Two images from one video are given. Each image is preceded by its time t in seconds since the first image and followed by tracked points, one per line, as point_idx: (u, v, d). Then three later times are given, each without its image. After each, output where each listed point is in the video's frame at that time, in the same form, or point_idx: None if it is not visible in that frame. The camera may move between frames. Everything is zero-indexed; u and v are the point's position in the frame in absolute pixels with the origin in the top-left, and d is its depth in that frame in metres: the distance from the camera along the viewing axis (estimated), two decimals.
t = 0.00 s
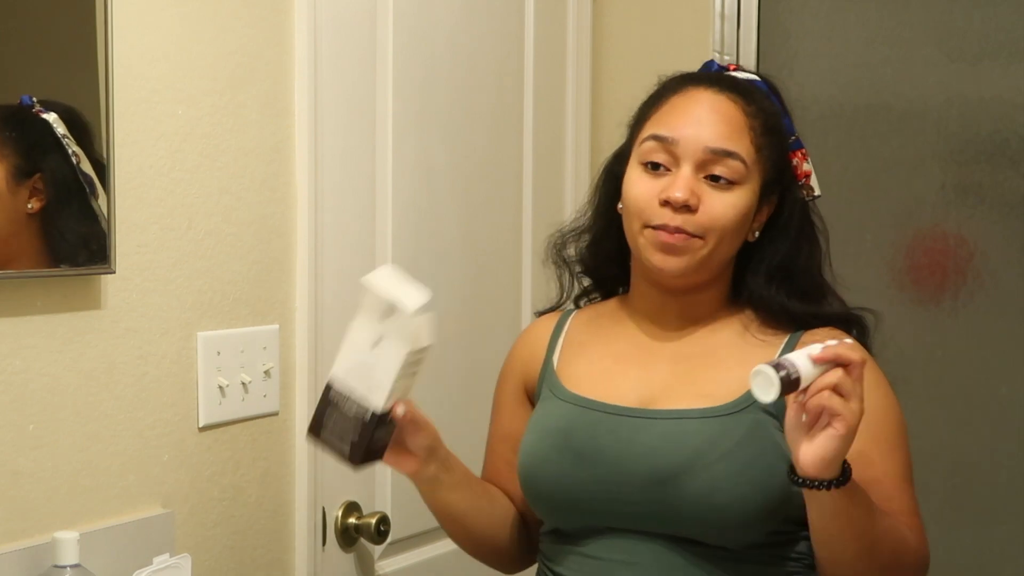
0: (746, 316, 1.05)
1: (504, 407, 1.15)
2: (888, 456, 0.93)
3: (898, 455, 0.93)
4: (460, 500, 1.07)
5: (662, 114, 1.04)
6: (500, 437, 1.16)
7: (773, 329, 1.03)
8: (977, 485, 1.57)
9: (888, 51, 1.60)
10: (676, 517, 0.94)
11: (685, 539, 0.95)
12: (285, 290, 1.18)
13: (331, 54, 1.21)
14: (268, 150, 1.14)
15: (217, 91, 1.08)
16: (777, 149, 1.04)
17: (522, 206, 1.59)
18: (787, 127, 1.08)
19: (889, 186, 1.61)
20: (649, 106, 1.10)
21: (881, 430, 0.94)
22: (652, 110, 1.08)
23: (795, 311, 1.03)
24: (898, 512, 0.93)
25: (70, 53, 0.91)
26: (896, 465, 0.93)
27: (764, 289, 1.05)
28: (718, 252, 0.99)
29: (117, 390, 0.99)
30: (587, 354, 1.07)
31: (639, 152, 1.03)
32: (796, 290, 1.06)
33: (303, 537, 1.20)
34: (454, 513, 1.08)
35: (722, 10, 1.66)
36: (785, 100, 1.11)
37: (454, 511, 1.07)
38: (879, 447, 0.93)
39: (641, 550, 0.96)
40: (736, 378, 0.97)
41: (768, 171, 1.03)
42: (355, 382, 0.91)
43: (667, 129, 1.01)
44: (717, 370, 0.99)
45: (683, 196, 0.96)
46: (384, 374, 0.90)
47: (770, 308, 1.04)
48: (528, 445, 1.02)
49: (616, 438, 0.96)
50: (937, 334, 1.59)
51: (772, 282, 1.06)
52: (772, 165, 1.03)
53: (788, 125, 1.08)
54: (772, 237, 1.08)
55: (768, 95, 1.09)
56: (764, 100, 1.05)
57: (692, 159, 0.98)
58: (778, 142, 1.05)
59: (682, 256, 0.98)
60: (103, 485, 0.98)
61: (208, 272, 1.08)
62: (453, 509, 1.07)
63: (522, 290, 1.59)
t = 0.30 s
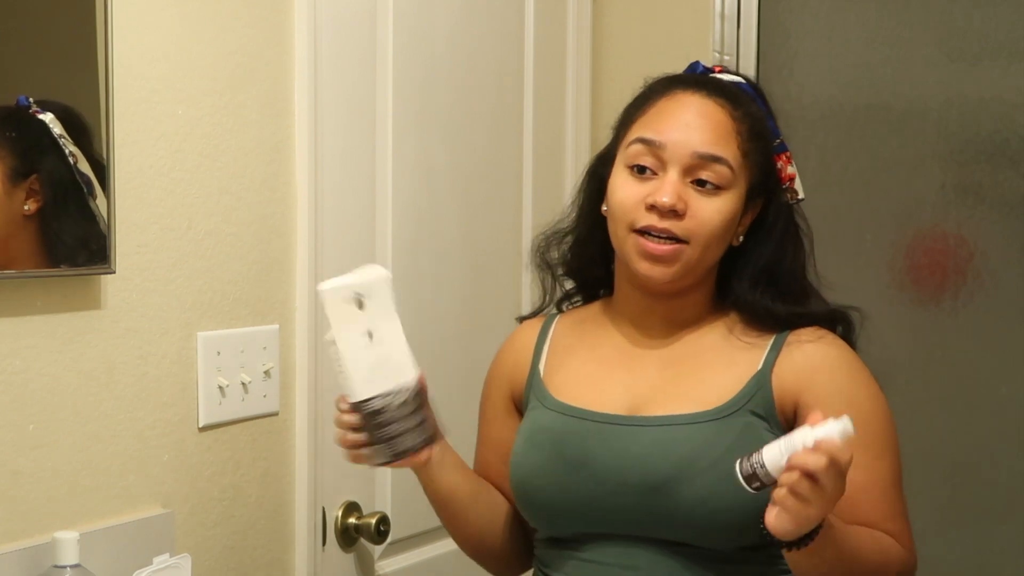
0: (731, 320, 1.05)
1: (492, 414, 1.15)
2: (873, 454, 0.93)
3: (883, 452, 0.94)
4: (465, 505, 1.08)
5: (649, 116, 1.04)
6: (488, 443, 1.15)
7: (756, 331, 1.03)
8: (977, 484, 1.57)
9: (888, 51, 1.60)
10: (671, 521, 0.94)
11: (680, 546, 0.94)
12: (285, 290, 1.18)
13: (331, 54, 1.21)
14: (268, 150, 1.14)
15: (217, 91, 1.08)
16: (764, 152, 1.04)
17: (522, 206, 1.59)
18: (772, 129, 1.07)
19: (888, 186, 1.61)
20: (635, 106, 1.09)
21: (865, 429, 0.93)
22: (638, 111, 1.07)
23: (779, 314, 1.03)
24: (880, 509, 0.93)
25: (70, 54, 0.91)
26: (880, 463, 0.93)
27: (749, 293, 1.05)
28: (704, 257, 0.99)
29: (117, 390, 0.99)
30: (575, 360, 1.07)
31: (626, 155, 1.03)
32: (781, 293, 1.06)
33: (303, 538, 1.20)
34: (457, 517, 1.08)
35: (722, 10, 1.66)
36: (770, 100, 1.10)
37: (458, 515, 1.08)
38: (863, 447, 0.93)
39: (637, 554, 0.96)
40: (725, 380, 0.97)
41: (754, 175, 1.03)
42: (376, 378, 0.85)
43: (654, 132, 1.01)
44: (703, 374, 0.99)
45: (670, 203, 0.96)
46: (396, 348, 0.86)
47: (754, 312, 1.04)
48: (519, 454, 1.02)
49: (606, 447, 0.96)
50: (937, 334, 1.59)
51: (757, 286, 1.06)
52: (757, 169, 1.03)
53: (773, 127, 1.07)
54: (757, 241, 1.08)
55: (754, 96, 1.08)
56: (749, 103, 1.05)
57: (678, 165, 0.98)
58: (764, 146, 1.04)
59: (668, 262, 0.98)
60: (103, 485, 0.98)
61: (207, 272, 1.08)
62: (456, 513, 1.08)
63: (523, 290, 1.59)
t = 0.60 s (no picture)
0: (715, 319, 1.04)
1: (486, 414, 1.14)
2: (863, 447, 0.93)
3: (874, 442, 0.93)
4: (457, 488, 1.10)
5: (619, 115, 1.04)
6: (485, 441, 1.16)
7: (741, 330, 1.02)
8: (977, 484, 1.57)
9: (888, 51, 1.60)
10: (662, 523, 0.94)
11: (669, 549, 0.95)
12: (284, 290, 1.18)
13: (331, 54, 1.21)
14: (268, 149, 1.14)
15: (217, 91, 1.08)
16: (737, 144, 1.04)
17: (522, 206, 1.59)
18: (745, 122, 1.08)
19: (888, 186, 1.61)
20: (606, 107, 1.10)
21: (856, 422, 0.93)
22: (609, 112, 1.08)
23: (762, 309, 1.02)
24: (878, 502, 0.93)
25: (70, 54, 0.91)
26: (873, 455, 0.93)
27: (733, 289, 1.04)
28: (684, 251, 0.99)
29: (117, 390, 0.99)
30: (563, 364, 1.07)
31: (598, 156, 1.03)
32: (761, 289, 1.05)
33: (303, 538, 1.20)
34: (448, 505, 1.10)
35: (722, 10, 1.66)
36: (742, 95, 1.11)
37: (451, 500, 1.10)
38: (853, 442, 0.93)
39: (621, 558, 0.96)
40: (707, 381, 0.97)
41: (728, 168, 1.03)
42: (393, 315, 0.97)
43: (624, 131, 1.01)
44: (686, 375, 0.98)
45: (643, 200, 0.96)
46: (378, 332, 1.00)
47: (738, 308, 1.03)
48: (506, 458, 1.03)
49: (586, 449, 0.96)
50: (936, 334, 1.59)
51: (739, 282, 1.05)
52: (732, 162, 1.03)
53: (745, 121, 1.08)
54: (736, 237, 1.07)
55: (725, 91, 1.09)
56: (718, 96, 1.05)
57: (651, 161, 0.98)
58: (737, 139, 1.05)
59: (646, 259, 0.98)
60: (104, 485, 0.98)
61: (208, 272, 1.08)
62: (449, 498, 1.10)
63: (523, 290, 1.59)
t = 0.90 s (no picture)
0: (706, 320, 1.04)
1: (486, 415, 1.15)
2: (850, 452, 0.92)
3: (862, 447, 0.92)
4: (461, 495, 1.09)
5: (608, 120, 1.04)
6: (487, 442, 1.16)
7: (733, 329, 1.02)
8: (978, 484, 1.57)
9: (888, 51, 1.60)
10: (652, 523, 0.94)
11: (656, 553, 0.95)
12: (284, 290, 1.18)
13: (331, 54, 1.21)
14: (268, 149, 1.14)
15: (217, 91, 1.08)
16: (728, 146, 1.04)
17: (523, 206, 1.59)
18: (741, 120, 1.07)
19: (888, 186, 1.61)
20: (598, 108, 1.10)
21: (844, 425, 0.92)
22: (600, 114, 1.08)
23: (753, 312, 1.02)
24: (863, 509, 0.92)
25: (70, 53, 0.91)
26: (860, 461, 0.92)
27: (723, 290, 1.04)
28: (673, 257, 1.00)
29: (117, 390, 0.99)
30: (558, 365, 1.07)
31: (588, 162, 1.04)
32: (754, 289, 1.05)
33: (302, 538, 1.20)
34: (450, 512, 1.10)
35: (722, 11, 1.66)
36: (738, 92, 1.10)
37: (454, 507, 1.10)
38: (840, 446, 0.92)
39: (606, 557, 0.97)
40: (696, 382, 0.97)
41: (720, 171, 1.03)
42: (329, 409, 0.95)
43: (612, 137, 1.01)
44: (678, 376, 0.99)
45: (630, 209, 0.97)
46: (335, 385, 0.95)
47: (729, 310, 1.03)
48: (498, 458, 1.04)
49: (572, 449, 0.97)
50: (936, 334, 1.59)
51: (730, 283, 1.05)
52: (722, 163, 1.03)
53: (741, 120, 1.07)
54: (729, 237, 1.07)
55: (720, 89, 1.08)
56: (711, 98, 1.05)
57: (638, 169, 0.99)
58: (728, 140, 1.04)
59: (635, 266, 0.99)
60: (104, 485, 0.98)
61: (208, 272, 1.08)
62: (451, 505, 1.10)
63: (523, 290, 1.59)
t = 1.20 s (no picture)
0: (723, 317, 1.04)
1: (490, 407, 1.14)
2: (854, 468, 0.92)
3: (866, 464, 0.92)
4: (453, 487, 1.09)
5: (598, 118, 1.06)
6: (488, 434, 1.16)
7: (751, 331, 1.02)
8: (978, 484, 1.57)
9: (888, 51, 1.60)
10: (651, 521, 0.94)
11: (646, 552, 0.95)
12: (284, 290, 1.18)
13: (330, 54, 1.21)
14: (268, 150, 1.14)
15: (217, 91, 1.08)
16: (721, 132, 1.04)
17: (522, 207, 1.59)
18: (750, 112, 1.08)
19: (888, 186, 1.61)
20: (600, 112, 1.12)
21: (850, 442, 0.92)
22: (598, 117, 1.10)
23: (773, 310, 1.01)
24: (862, 528, 0.92)
25: (70, 55, 0.92)
26: (863, 479, 0.92)
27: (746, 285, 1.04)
28: (666, 246, 0.99)
29: (117, 390, 0.99)
30: (564, 361, 1.07)
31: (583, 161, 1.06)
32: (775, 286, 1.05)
33: (302, 538, 1.20)
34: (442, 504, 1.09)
35: (722, 10, 1.66)
36: (750, 87, 1.10)
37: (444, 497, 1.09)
38: (845, 462, 0.92)
39: (603, 553, 0.97)
40: (706, 385, 0.96)
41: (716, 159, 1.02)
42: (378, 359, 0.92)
43: (599, 133, 1.03)
44: (687, 378, 0.98)
45: (612, 197, 0.98)
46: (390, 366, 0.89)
47: (747, 306, 1.03)
48: (502, 446, 1.04)
49: (578, 445, 0.97)
50: (936, 334, 1.59)
51: (752, 278, 1.04)
52: (717, 149, 1.03)
53: (750, 112, 1.08)
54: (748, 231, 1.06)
55: (727, 84, 1.09)
56: (703, 87, 1.06)
57: (622, 159, 1.00)
58: (725, 129, 1.04)
59: (628, 256, 0.99)
60: (104, 485, 0.98)
61: (207, 272, 1.08)
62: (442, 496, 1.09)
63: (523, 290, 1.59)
